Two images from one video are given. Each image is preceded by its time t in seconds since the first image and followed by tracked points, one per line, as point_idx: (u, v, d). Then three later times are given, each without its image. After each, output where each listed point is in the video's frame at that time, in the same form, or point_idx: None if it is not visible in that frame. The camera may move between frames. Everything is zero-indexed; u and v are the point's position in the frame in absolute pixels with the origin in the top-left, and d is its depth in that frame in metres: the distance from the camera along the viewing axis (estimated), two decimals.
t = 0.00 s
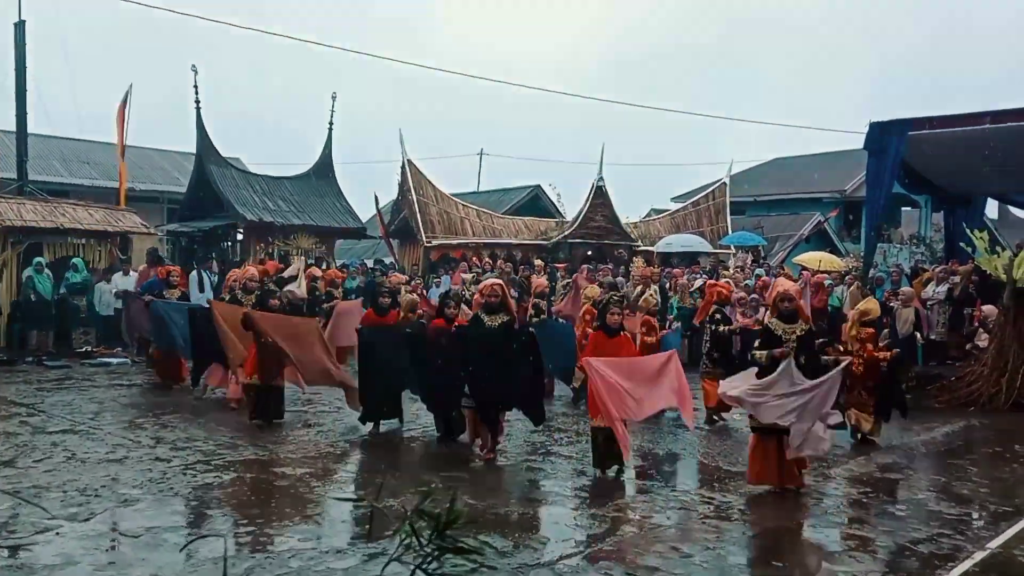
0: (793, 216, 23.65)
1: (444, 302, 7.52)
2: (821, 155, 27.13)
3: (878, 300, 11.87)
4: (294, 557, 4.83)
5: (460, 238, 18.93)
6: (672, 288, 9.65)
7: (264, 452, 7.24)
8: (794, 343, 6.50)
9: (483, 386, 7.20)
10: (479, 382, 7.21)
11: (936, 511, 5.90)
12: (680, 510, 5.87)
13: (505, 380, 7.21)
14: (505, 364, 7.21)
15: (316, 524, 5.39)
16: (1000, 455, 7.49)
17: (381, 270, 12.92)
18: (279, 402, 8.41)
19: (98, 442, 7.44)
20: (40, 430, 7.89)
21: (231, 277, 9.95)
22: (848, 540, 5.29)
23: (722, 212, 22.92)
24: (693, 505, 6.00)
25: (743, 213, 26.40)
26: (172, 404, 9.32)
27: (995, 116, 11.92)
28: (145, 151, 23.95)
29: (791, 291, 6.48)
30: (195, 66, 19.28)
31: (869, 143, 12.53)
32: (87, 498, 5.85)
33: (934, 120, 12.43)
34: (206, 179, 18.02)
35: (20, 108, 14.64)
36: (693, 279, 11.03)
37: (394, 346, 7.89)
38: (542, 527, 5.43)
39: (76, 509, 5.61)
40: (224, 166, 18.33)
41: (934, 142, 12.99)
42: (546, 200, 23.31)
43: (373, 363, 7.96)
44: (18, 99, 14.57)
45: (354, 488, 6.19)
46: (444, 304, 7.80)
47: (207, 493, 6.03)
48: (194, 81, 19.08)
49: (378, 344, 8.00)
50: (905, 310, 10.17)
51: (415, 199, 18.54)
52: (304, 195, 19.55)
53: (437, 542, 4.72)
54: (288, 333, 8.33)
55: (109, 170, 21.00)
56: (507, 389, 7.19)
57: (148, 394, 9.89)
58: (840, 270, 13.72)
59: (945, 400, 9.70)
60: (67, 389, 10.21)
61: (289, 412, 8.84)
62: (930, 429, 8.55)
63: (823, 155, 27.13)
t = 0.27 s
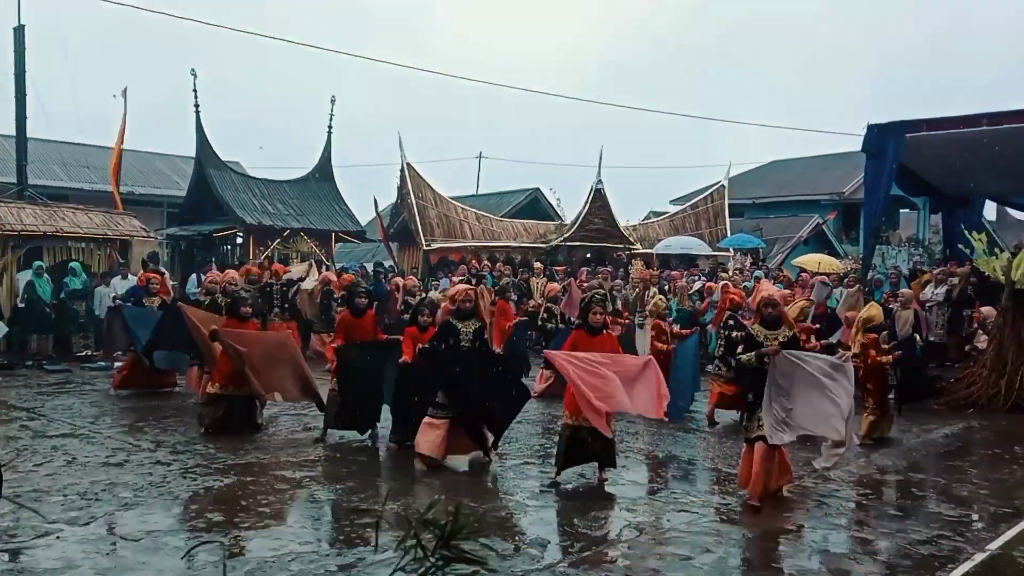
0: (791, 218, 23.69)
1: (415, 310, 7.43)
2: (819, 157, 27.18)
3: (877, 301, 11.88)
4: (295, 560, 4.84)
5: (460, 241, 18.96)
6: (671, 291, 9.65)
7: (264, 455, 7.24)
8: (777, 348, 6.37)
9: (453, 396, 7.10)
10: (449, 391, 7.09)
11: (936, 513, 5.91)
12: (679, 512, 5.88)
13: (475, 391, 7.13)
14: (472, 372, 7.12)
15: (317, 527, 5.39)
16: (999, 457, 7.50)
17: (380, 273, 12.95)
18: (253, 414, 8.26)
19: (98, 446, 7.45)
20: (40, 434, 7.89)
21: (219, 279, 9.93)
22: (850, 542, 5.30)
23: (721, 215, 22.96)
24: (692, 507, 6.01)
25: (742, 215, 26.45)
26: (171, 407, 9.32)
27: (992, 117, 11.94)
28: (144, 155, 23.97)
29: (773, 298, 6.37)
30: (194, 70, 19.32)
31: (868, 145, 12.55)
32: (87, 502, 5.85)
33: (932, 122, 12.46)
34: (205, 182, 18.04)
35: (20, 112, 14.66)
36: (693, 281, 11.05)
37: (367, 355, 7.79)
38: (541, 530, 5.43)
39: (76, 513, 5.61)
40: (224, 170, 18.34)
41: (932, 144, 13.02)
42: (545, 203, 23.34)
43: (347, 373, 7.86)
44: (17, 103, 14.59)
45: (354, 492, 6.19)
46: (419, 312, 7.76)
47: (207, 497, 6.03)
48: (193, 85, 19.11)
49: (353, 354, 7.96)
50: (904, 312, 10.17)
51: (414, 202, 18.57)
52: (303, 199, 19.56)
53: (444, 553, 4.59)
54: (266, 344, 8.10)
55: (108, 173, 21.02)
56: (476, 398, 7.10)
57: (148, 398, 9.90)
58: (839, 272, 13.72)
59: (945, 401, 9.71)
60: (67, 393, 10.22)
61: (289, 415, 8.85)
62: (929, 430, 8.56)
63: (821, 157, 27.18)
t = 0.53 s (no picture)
0: (790, 218, 23.70)
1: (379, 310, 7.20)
2: (818, 158, 27.20)
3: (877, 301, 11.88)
4: (297, 563, 4.83)
5: (460, 244, 18.96)
6: (671, 291, 9.62)
7: (264, 458, 7.23)
8: (759, 349, 6.10)
9: (416, 399, 6.83)
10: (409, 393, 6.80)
11: (937, 513, 5.91)
12: (680, 513, 5.87)
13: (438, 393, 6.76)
14: (435, 370, 6.78)
15: (318, 530, 5.39)
16: (1000, 456, 7.50)
17: (380, 276, 12.95)
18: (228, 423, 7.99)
19: (98, 450, 7.44)
20: (41, 438, 7.88)
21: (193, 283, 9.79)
22: (851, 542, 5.29)
23: (720, 216, 22.98)
24: (693, 508, 6.00)
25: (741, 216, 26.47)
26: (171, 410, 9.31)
27: (992, 117, 11.94)
28: (143, 158, 23.98)
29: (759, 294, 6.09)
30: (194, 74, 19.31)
31: (867, 145, 12.56)
32: (88, 506, 5.85)
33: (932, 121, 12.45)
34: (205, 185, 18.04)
35: (19, 117, 14.66)
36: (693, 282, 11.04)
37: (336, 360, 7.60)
38: (542, 532, 5.43)
39: (77, 517, 5.61)
40: (223, 173, 18.34)
41: (931, 144, 13.03)
42: (544, 205, 23.35)
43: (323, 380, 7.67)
44: (17, 107, 14.59)
45: (355, 494, 6.18)
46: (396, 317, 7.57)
47: (207, 500, 6.02)
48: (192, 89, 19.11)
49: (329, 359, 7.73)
50: (905, 312, 10.16)
51: (414, 205, 18.58)
52: (302, 201, 19.56)
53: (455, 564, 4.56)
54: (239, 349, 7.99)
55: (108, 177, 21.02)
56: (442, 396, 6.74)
57: (148, 401, 9.89)
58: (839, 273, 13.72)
59: (945, 401, 9.70)
60: (67, 396, 10.21)
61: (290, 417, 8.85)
62: (930, 430, 8.56)
63: (820, 157, 27.20)
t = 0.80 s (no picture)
0: (793, 220, 23.70)
1: (358, 299, 7.29)
2: (820, 160, 27.20)
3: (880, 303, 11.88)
4: (300, 566, 4.85)
5: (462, 247, 18.99)
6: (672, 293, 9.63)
7: (268, 462, 7.25)
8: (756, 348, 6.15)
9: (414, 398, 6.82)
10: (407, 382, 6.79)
11: (940, 513, 5.92)
12: (683, 515, 5.89)
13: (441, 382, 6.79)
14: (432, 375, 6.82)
15: (322, 533, 5.41)
16: (1003, 457, 7.51)
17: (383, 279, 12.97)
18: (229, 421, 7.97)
19: (103, 454, 7.47)
20: (45, 442, 7.90)
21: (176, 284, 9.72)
22: (854, 543, 5.31)
23: (722, 218, 22.99)
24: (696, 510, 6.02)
25: (743, 218, 26.49)
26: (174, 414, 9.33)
27: (993, 118, 11.96)
28: (146, 162, 24.03)
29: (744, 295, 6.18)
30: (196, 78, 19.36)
31: (869, 146, 12.57)
32: (92, 509, 5.88)
33: (933, 123, 12.48)
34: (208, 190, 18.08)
35: (22, 122, 14.72)
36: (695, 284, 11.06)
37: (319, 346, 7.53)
38: (544, 534, 5.44)
39: (82, 521, 5.64)
40: (226, 177, 18.39)
41: (932, 145, 13.04)
42: (547, 208, 23.37)
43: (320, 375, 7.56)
44: (20, 113, 14.64)
45: (359, 497, 6.20)
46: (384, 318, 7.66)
47: (211, 503, 6.04)
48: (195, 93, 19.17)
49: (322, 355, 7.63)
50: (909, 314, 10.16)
51: (416, 208, 18.61)
52: (305, 205, 19.59)
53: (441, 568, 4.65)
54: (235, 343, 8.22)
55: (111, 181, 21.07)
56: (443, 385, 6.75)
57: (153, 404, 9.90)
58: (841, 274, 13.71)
59: (949, 402, 9.70)
60: (71, 401, 10.24)
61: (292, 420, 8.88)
62: (933, 431, 8.56)
63: (822, 159, 27.21)
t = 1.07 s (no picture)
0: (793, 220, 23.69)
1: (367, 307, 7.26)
2: (820, 160, 27.20)
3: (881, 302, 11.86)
4: (301, 570, 4.83)
5: (462, 248, 18.98)
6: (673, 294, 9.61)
7: (269, 465, 7.24)
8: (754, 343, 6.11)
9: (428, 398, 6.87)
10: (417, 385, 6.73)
11: (942, 513, 5.90)
12: (685, 516, 5.87)
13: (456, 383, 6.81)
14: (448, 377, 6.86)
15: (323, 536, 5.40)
16: (1005, 456, 7.49)
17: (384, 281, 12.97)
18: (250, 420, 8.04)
19: (104, 458, 7.45)
20: (46, 446, 7.89)
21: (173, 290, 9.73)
22: (857, 543, 5.29)
23: (723, 218, 22.99)
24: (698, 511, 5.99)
25: (744, 219, 26.47)
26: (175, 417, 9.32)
27: (993, 117, 11.94)
28: (146, 166, 24.04)
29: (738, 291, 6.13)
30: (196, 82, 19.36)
31: (869, 146, 12.56)
32: (93, 513, 5.87)
33: (933, 123, 12.47)
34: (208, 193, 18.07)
35: (22, 127, 14.72)
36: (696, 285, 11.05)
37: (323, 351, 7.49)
38: (545, 535, 5.43)
39: (83, 525, 5.63)
40: (227, 180, 18.39)
41: (932, 145, 13.04)
42: (547, 209, 23.37)
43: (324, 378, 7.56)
44: (20, 117, 14.64)
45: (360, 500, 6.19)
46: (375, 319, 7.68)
47: (212, 507, 6.03)
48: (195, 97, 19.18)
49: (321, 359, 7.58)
50: (911, 313, 10.13)
51: (416, 210, 18.61)
52: (305, 208, 19.59)
53: None
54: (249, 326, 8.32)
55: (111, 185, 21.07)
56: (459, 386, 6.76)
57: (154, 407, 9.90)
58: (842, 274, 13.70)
59: (951, 402, 9.68)
60: (72, 405, 10.23)
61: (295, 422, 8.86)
62: (935, 431, 8.55)
63: (822, 159, 27.20)
